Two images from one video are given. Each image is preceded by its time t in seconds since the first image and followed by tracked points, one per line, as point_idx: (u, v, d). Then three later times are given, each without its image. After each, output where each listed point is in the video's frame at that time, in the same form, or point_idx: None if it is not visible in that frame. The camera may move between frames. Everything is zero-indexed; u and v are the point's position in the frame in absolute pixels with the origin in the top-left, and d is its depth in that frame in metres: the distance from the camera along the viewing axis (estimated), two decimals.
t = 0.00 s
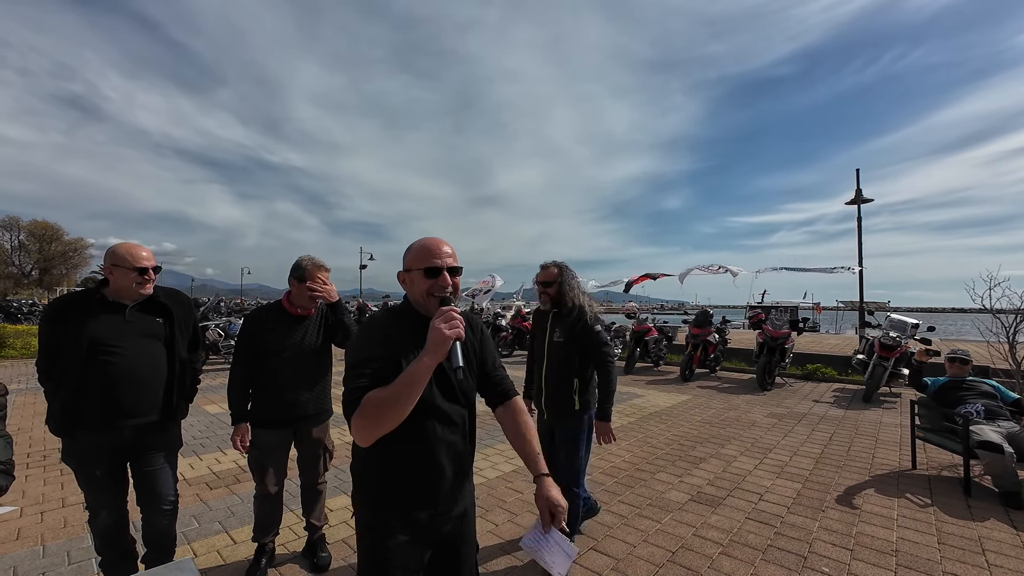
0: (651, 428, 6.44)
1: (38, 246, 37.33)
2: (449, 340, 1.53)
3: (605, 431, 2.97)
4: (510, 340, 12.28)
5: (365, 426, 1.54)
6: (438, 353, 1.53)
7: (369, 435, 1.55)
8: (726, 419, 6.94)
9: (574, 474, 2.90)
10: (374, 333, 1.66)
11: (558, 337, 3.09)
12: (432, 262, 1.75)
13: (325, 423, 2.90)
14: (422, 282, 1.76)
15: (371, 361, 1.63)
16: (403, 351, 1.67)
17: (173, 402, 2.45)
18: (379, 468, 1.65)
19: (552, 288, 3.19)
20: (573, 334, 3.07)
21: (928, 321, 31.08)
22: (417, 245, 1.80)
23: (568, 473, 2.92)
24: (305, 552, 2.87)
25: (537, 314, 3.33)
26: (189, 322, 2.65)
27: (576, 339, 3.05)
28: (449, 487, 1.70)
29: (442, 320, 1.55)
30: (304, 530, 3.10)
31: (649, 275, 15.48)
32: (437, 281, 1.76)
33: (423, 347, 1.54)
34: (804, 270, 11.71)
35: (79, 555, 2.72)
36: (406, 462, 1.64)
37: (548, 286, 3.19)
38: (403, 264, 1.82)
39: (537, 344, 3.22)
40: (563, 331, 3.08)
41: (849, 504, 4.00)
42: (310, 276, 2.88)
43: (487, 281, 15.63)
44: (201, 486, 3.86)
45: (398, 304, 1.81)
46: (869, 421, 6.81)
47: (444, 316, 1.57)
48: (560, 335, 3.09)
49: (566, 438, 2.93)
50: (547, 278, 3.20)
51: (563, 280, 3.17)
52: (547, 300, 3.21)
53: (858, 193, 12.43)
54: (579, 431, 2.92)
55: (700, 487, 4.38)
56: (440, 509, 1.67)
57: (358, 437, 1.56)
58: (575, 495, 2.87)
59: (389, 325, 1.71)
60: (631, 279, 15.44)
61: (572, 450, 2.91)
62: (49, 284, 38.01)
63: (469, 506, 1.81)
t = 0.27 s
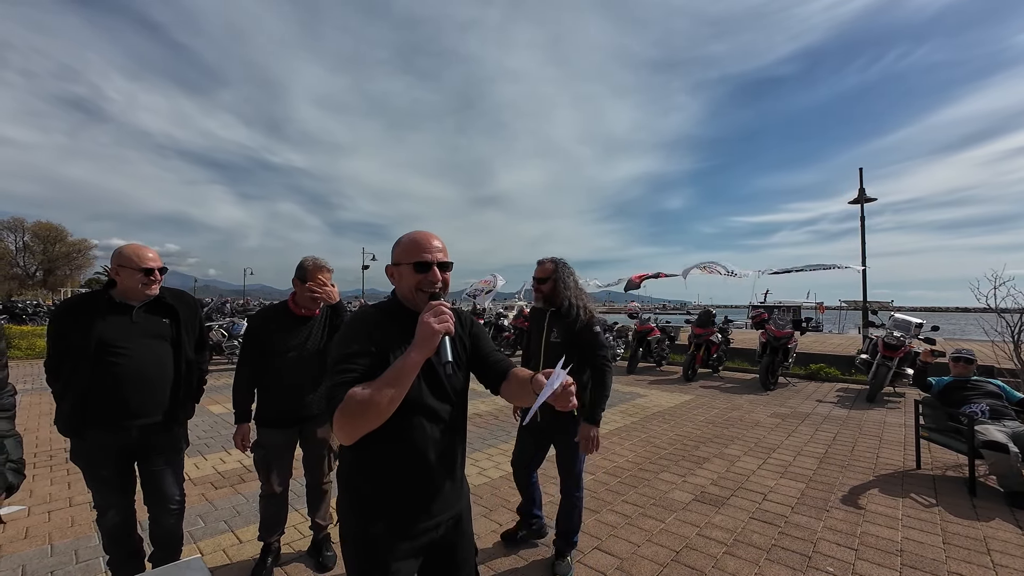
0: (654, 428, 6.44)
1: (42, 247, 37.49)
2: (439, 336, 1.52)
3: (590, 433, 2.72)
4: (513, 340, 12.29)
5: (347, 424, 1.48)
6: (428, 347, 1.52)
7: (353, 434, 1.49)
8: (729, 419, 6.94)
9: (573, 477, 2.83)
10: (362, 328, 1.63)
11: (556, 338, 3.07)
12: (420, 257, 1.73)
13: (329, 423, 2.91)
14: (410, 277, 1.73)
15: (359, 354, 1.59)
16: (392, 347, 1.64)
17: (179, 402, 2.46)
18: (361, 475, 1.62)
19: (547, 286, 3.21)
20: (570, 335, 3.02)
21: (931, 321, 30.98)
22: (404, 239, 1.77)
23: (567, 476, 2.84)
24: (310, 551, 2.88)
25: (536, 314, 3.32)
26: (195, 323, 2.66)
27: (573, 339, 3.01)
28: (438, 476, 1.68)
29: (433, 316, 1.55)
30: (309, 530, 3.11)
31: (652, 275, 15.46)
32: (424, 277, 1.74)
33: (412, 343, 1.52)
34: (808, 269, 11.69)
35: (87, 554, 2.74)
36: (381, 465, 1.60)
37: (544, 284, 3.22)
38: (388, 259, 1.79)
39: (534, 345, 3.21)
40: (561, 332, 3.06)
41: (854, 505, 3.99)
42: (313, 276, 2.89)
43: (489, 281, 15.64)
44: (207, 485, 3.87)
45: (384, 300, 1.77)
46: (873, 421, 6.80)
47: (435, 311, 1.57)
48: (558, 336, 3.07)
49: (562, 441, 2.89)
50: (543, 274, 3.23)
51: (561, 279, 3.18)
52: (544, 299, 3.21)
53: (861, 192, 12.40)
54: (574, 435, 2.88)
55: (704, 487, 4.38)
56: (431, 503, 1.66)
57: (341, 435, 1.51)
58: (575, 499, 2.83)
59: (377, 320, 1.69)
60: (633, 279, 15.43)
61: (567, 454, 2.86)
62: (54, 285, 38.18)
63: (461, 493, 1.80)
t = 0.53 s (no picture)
0: (659, 429, 6.42)
1: (51, 249, 37.84)
2: (449, 339, 1.56)
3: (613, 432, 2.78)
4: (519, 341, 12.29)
5: (358, 429, 1.47)
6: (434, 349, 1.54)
7: (366, 440, 1.48)
8: (735, 420, 6.91)
9: (571, 483, 2.78)
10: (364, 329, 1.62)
11: (545, 342, 2.94)
12: (421, 259, 1.73)
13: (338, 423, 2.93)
14: (412, 278, 1.73)
15: (359, 355, 1.58)
16: (393, 348, 1.64)
17: (188, 404, 2.48)
18: (362, 478, 1.62)
19: (534, 287, 3.09)
20: (559, 340, 2.93)
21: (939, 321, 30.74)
22: (400, 239, 1.75)
23: (565, 482, 2.79)
24: (318, 551, 2.90)
25: (522, 317, 3.19)
26: (205, 325, 2.69)
27: (564, 343, 2.92)
28: (440, 479, 1.67)
29: (441, 317, 1.58)
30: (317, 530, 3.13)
31: (657, 275, 15.44)
32: (426, 278, 1.74)
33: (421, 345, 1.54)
34: (814, 269, 11.63)
35: (100, 553, 2.77)
36: (383, 466, 1.60)
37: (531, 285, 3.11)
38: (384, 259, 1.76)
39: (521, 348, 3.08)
40: (551, 336, 2.94)
41: (864, 506, 3.96)
42: (317, 276, 2.92)
43: (494, 282, 15.65)
44: (215, 485, 3.90)
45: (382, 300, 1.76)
46: (881, 421, 6.76)
47: (442, 313, 1.60)
48: (548, 340, 2.94)
49: (558, 449, 2.84)
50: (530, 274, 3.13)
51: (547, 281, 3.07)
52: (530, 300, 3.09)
53: (868, 191, 12.33)
54: (570, 442, 2.82)
55: (710, 488, 4.37)
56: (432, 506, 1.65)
57: (352, 442, 1.49)
58: (573, 503, 2.79)
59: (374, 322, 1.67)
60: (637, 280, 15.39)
61: (564, 461, 2.81)
62: (63, 287, 38.54)
63: (463, 495, 1.80)
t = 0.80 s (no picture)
0: (670, 431, 6.39)
1: (67, 254, 38.48)
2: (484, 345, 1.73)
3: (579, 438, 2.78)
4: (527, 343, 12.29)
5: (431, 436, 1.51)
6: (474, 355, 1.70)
7: (435, 443, 1.52)
8: (746, 422, 6.86)
9: (565, 483, 2.75)
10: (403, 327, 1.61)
11: (532, 343, 2.87)
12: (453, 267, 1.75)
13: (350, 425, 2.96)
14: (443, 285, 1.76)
15: (403, 367, 1.51)
16: (425, 355, 1.65)
17: (202, 407, 2.51)
18: (375, 477, 1.61)
19: (520, 287, 2.98)
20: (546, 339, 2.87)
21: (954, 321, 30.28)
22: (431, 244, 1.72)
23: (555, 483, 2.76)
24: (331, 552, 2.92)
25: (502, 316, 3.07)
26: (219, 329, 2.72)
27: (550, 343, 2.87)
28: (451, 478, 1.71)
29: (477, 325, 1.71)
30: (329, 531, 3.15)
31: (666, 277, 15.36)
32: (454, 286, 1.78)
33: (462, 350, 1.66)
34: (825, 269, 11.52)
35: (117, 553, 2.81)
36: (399, 471, 1.60)
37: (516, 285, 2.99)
38: (413, 261, 1.70)
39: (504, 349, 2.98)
40: (537, 336, 2.87)
41: (880, 510, 3.91)
42: (328, 279, 2.94)
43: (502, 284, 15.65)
44: (228, 487, 3.95)
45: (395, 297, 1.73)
46: (896, 423, 6.67)
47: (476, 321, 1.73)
48: (535, 340, 2.88)
49: (545, 451, 2.77)
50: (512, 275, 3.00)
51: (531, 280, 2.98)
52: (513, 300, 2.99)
53: (879, 190, 12.19)
54: (558, 443, 2.78)
55: (722, 491, 4.34)
56: (446, 504, 1.68)
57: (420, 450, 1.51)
58: (569, 505, 2.76)
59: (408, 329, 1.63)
60: (645, 281, 15.32)
61: (555, 462, 2.77)
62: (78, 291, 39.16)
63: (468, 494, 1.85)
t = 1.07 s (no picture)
0: (684, 433, 6.33)
1: (88, 259, 39.37)
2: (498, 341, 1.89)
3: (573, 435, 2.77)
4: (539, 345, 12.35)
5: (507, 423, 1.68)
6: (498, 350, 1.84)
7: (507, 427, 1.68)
8: (763, 424, 6.77)
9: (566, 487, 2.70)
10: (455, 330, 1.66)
11: (535, 343, 2.84)
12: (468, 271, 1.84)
13: (365, 427, 2.98)
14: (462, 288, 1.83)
15: (474, 367, 1.59)
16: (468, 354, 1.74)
17: (221, 408, 2.55)
18: (418, 451, 1.61)
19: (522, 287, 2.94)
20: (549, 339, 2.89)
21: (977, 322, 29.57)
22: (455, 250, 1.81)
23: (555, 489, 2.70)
24: (347, 553, 2.94)
25: (497, 318, 2.99)
26: (237, 332, 2.77)
27: (551, 344, 2.88)
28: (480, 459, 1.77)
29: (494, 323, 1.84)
30: (344, 532, 3.18)
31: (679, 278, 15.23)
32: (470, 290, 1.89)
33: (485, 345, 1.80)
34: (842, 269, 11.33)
35: (140, 552, 2.86)
36: (442, 459, 1.61)
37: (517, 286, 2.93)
38: (447, 267, 1.76)
39: (501, 350, 2.88)
40: (539, 337, 2.86)
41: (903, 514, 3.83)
42: (344, 281, 2.98)
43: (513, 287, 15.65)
44: (246, 487, 4.00)
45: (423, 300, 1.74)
46: (917, 426, 6.53)
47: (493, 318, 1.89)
48: (536, 341, 2.85)
49: (547, 454, 2.74)
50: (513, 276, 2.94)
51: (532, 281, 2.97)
52: (514, 300, 2.94)
53: (898, 188, 11.96)
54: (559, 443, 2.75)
55: (739, 495, 4.28)
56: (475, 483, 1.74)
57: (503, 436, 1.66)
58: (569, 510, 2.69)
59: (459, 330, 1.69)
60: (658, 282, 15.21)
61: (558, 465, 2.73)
62: (100, 295, 40.04)
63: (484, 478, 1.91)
